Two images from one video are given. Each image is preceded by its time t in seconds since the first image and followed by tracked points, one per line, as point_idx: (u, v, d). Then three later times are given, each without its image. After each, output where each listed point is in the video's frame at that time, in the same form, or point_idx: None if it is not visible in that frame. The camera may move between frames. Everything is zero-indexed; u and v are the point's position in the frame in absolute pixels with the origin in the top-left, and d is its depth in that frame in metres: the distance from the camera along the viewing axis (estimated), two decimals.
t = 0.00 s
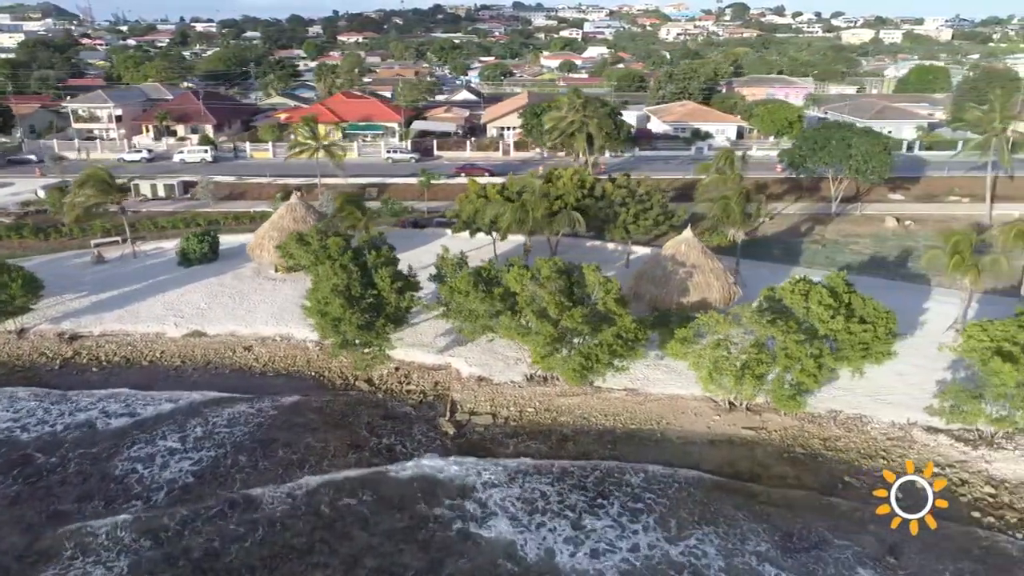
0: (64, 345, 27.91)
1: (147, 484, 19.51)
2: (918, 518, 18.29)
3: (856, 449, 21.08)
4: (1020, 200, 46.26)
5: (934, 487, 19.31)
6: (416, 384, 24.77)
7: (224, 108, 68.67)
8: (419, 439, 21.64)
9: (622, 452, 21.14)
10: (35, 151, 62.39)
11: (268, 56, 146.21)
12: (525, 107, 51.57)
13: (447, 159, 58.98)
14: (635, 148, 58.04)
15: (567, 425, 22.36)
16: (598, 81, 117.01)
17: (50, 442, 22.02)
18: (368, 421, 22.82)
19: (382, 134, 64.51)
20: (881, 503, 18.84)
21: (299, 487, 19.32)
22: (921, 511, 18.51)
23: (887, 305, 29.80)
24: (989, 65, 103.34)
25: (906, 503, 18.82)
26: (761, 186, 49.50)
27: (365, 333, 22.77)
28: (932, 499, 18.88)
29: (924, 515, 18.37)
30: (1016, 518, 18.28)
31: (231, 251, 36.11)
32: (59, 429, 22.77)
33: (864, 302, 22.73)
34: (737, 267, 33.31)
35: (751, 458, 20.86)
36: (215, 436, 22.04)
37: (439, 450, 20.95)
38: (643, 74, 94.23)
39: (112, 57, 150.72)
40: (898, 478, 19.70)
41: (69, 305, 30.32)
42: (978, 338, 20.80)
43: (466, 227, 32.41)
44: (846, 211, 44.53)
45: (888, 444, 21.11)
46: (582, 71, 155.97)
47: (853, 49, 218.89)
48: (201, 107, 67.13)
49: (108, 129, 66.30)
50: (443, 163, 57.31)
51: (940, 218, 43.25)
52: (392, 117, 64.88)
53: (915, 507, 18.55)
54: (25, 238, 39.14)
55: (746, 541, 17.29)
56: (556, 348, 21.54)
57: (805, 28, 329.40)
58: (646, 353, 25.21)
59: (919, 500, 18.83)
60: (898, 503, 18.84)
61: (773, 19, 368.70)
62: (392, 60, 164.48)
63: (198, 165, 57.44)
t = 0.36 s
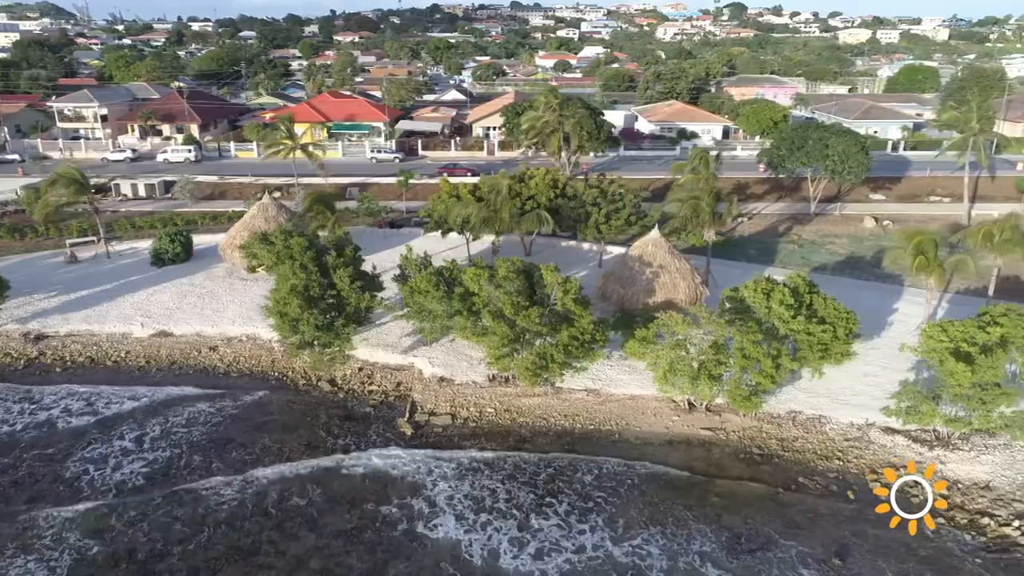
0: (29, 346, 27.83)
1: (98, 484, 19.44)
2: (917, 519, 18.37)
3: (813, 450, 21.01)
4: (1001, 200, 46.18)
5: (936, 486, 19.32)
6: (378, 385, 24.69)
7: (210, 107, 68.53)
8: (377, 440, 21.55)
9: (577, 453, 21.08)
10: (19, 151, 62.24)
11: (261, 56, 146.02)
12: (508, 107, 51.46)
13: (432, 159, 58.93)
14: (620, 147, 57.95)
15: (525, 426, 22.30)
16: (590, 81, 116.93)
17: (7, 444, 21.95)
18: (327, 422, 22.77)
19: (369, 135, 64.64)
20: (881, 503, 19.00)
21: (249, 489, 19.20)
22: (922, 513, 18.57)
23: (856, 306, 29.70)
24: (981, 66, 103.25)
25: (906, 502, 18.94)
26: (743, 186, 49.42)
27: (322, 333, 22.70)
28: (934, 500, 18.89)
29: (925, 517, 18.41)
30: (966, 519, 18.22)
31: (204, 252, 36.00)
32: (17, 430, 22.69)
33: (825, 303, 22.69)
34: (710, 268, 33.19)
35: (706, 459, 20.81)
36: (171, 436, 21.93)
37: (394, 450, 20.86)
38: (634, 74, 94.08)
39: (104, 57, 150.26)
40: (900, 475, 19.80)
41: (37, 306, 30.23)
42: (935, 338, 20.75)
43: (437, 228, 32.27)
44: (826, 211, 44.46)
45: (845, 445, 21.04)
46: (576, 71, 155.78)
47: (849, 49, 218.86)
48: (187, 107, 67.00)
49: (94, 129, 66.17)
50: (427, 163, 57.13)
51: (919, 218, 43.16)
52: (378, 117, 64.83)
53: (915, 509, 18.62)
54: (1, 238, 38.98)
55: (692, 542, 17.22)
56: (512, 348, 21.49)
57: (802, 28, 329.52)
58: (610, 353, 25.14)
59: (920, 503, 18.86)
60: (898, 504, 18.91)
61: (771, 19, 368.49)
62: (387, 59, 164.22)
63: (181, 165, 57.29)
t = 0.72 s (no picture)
0: (5, 345, 27.83)
1: (62, 485, 19.41)
2: (917, 519, 18.28)
3: (781, 452, 20.93)
4: (989, 200, 46.04)
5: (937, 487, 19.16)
6: (351, 385, 24.67)
7: (203, 107, 68.52)
8: (346, 440, 21.54)
9: (545, 454, 21.02)
10: (11, 150, 62.28)
11: (259, 55, 145.92)
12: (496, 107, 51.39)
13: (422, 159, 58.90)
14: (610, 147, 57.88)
15: (495, 426, 22.27)
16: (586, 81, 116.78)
17: None
18: (297, 423, 22.77)
19: (360, 135, 64.64)
20: (881, 503, 18.95)
21: (213, 489, 19.19)
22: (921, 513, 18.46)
23: (835, 307, 29.61)
24: (976, 65, 103.09)
25: (905, 502, 18.83)
26: (731, 187, 49.31)
27: (291, 333, 22.71)
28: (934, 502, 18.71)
29: (924, 518, 18.30)
30: (930, 522, 18.15)
31: (187, 252, 35.97)
32: None
33: (796, 304, 22.63)
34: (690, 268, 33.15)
35: (674, 460, 20.76)
36: (140, 436, 21.92)
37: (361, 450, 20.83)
38: (628, 74, 93.90)
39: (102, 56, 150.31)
40: (902, 474, 19.68)
41: (16, 306, 30.23)
42: (905, 340, 20.69)
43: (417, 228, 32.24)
44: (812, 211, 44.34)
45: (814, 447, 20.96)
46: (574, 71, 155.54)
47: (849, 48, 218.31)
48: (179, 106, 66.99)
49: (86, 129, 66.21)
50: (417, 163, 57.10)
51: (906, 219, 43.05)
52: (369, 117, 64.82)
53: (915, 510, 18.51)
54: None
55: (652, 543, 17.17)
56: (480, 348, 21.52)
57: (802, 28, 328.51)
58: (583, 354, 25.08)
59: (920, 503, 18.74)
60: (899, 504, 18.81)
61: (772, 19, 367.79)
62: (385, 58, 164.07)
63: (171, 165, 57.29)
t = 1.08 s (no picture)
0: None
1: (32, 482, 19.46)
2: (915, 518, 18.15)
3: (755, 455, 20.81)
4: (984, 201, 45.72)
5: (937, 486, 18.99)
6: (329, 385, 24.68)
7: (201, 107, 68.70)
8: (318, 439, 21.56)
9: (518, 455, 20.96)
10: (12, 150, 62.65)
11: (263, 55, 146.25)
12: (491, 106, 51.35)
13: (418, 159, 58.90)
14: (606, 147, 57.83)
15: (470, 427, 22.25)
16: (588, 80, 116.64)
17: None
18: (272, 424, 22.79)
19: (358, 135, 64.73)
20: (881, 499, 18.80)
21: (183, 487, 19.23)
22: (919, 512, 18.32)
23: (820, 309, 29.42)
24: (981, 65, 102.45)
25: (903, 501, 18.73)
26: (725, 188, 49.12)
27: (267, 334, 22.76)
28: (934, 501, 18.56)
29: (923, 517, 18.13)
30: (899, 527, 18.02)
31: (176, 251, 36.04)
32: None
33: (773, 306, 22.51)
34: (675, 269, 33.02)
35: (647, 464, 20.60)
36: (114, 434, 21.99)
37: (334, 450, 20.83)
38: (629, 74, 93.67)
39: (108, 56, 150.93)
40: (902, 472, 19.56)
41: (3, 304, 30.41)
42: (881, 343, 20.53)
43: (402, 228, 32.18)
44: (805, 212, 44.13)
45: (788, 450, 20.83)
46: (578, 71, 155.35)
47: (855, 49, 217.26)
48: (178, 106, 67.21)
49: (86, 128, 66.55)
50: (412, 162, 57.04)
51: (899, 220, 42.80)
52: (367, 117, 64.93)
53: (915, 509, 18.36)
54: None
55: (616, 546, 17.11)
56: (453, 349, 21.51)
57: (810, 29, 327.35)
58: (561, 354, 25.00)
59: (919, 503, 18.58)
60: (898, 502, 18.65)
61: (779, 19, 366.36)
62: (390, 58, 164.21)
63: (168, 164, 57.48)
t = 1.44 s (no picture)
0: None
1: (13, 477, 19.69)
2: (914, 519, 18.03)
3: (734, 458, 20.67)
4: (989, 204, 45.09)
5: (938, 487, 18.83)
6: (314, 384, 24.78)
7: (208, 106, 69.24)
8: (298, 437, 21.66)
9: (496, 456, 20.93)
10: (21, 149, 63.50)
11: (275, 55, 147.15)
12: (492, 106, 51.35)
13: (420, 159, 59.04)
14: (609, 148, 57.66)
15: (450, 428, 22.26)
16: (596, 81, 116.46)
17: None
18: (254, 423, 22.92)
19: (362, 135, 64.95)
20: (880, 499, 18.69)
21: (160, 485, 19.40)
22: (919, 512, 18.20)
23: (812, 312, 29.16)
24: (995, 66, 101.17)
25: (903, 499, 18.61)
26: (726, 189, 48.80)
27: (250, 332, 22.88)
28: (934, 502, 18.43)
29: (922, 518, 18.02)
30: (875, 532, 17.83)
31: (173, 251, 36.30)
32: None
33: (757, 309, 22.33)
34: (668, 272, 32.80)
35: (625, 467, 20.49)
36: (98, 430, 22.21)
37: (313, 449, 20.94)
38: (637, 74, 93.27)
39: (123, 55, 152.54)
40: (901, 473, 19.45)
41: None
42: (864, 347, 20.30)
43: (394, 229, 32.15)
44: (805, 214, 43.77)
45: (768, 454, 20.65)
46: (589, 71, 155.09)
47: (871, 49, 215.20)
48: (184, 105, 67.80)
49: (95, 127, 67.31)
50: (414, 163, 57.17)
51: (901, 222, 42.34)
52: (371, 117, 65.15)
53: (914, 509, 18.24)
54: None
55: (585, 548, 17.05)
56: (432, 349, 21.54)
57: (825, 28, 324.76)
58: (545, 356, 24.94)
59: (920, 502, 18.45)
60: (898, 501, 18.52)
61: (795, 19, 363.75)
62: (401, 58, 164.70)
63: (172, 163, 58.01)
